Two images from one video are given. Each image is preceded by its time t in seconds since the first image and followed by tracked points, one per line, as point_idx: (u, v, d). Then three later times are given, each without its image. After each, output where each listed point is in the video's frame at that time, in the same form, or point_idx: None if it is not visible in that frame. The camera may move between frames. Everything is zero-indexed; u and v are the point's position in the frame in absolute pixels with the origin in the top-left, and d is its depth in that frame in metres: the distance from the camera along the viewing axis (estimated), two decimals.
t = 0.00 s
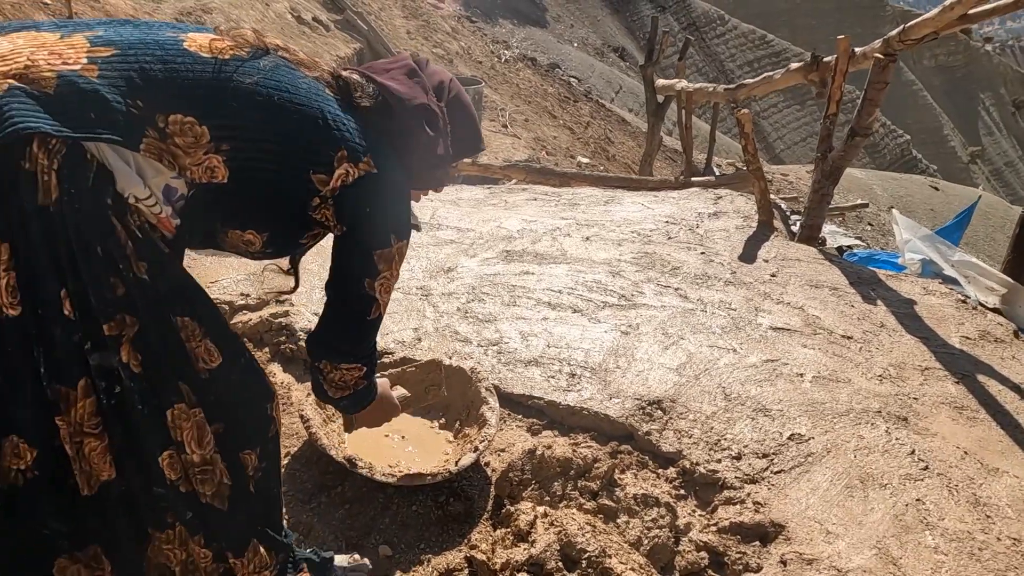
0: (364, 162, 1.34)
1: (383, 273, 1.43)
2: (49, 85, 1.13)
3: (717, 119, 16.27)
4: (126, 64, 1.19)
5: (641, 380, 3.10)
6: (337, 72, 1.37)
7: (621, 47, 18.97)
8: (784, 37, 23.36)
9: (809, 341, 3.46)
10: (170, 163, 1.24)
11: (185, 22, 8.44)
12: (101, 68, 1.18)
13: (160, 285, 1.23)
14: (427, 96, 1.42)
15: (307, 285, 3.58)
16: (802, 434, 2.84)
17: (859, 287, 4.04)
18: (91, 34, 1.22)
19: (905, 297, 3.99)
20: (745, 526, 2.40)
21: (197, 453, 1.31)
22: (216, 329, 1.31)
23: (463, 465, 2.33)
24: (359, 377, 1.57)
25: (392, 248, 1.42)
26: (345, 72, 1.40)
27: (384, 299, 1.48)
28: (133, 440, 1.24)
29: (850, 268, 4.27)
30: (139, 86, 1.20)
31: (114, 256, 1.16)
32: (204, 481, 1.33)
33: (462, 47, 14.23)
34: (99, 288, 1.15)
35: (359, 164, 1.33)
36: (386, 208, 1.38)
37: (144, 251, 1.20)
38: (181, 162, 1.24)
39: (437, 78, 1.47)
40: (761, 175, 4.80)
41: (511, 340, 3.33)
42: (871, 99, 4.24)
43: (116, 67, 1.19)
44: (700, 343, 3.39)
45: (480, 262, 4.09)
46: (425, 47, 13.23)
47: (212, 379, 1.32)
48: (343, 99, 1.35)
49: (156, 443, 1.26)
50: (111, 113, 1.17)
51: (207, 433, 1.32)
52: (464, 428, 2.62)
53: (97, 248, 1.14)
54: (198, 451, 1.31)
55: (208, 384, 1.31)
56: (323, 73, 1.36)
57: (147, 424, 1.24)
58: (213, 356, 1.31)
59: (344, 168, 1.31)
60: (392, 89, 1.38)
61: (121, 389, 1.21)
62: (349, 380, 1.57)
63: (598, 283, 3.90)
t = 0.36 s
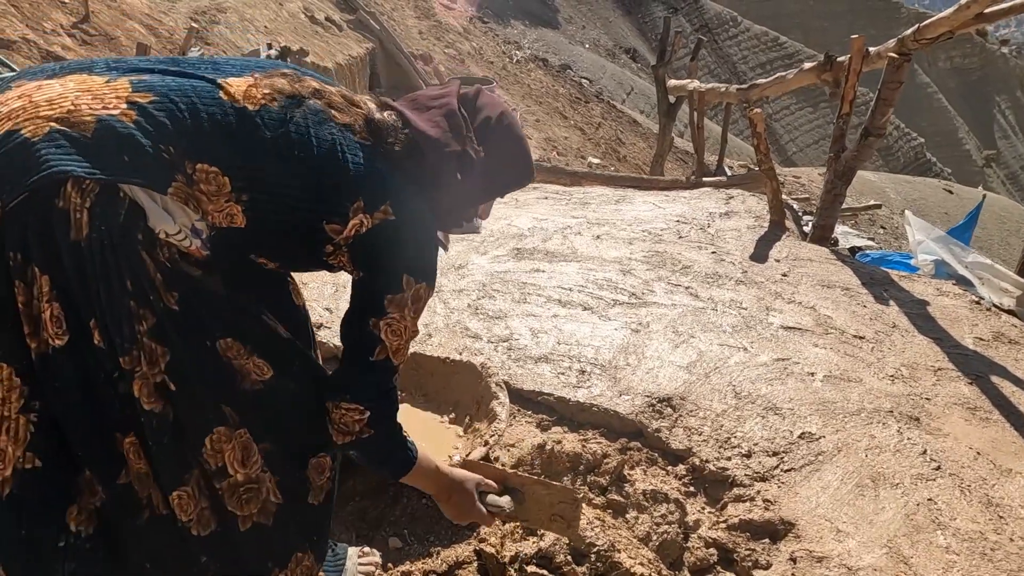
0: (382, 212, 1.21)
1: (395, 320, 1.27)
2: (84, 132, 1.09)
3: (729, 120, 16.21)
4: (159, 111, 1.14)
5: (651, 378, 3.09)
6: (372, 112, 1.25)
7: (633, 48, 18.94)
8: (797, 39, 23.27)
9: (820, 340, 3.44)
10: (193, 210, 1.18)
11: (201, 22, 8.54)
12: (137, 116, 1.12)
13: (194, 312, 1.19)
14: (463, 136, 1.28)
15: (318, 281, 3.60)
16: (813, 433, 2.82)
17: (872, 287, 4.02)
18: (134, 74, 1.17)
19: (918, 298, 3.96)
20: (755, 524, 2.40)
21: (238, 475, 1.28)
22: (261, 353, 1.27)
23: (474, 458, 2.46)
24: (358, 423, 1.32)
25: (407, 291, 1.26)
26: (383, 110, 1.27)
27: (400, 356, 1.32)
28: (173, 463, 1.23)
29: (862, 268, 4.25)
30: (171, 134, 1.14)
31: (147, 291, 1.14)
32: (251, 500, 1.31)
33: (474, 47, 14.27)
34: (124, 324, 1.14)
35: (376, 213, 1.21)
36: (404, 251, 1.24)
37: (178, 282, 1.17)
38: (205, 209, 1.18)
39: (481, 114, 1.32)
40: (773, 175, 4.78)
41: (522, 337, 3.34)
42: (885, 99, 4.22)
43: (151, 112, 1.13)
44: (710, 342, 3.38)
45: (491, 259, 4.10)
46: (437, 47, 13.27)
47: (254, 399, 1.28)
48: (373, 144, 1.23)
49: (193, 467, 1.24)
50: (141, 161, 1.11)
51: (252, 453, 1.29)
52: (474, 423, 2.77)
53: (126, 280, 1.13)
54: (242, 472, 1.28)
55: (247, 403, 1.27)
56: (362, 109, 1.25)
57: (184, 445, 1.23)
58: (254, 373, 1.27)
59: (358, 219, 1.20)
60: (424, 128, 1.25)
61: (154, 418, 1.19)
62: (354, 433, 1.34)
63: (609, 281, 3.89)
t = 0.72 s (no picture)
0: (397, 321, 1.44)
1: (431, 400, 1.45)
2: (152, 326, 1.34)
3: (739, 121, 16.19)
4: (206, 292, 1.38)
5: (664, 377, 3.10)
6: (380, 242, 1.46)
7: (643, 48, 18.94)
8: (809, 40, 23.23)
9: (833, 341, 3.45)
10: (244, 359, 1.39)
11: (216, 20, 8.63)
12: (190, 298, 1.37)
13: (252, 426, 1.45)
14: (464, 253, 1.46)
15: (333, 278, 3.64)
16: (826, 433, 2.83)
17: (884, 289, 4.02)
18: (190, 266, 1.44)
19: (932, 300, 3.96)
20: (767, 522, 2.42)
21: (330, 521, 1.56)
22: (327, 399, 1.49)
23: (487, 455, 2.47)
24: (412, 482, 1.47)
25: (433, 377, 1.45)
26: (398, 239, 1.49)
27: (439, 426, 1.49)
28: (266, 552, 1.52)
29: (875, 270, 4.25)
30: (214, 306, 1.37)
31: (211, 432, 1.42)
32: (352, 538, 1.60)
33: (485, 47, 14.31)
34: (195, 462, 1.41)
35: (393, 324, 1.44)
36: (427, 351, 1.46)
37: (233, 416, 1.43)
38: (253, 355, 1.39)
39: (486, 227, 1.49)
40: (785, 176, 4.78)
41: (535, 335, 3.36)
42: (899, 101, 4.22)
43: (200, 294, 1.38)
44: (723, 342, 3.39)
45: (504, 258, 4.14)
46: (448, 47, 13.32)
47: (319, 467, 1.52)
48: (385, 268, 1.45)
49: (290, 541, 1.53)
50: (201, 333, 1.35)
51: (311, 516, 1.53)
52: (488, 421, 2.82)
53: (193, 429, 1.40)
54: (332, 518, 1.56)
55: (312, 468, 1.51)
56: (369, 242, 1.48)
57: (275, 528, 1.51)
58: (322, 449, 1.51)
59: (379, 333, 1.43)
60: (426, 251, 1.45)
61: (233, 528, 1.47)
62: (406, 494, 1.50)
63: (621, 281, 3.91)
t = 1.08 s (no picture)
0: (400, 351, 1.54)
1: (469, 410, 1.58)
2: (190, 438, 1.54)
3: (747, 120, 16.13)
4: (223, 394, 1.54)
5: (667, 376, 3.09)
6: (361, 283, 1.55)
7: (650, 46, 18.88)
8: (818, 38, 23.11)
9: (838, 340, 3.43)
10: (277, 439, 1.56)
11: (223, 16, 8.64)
12: (214, 404, 1.54)
13: (299, 490, 1.61)
14: (442, 267, 1.50)
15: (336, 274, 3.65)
16: (829, 433, 2.81)
17: (890, 289, 3.99)
18: (208, 362, 1.60)
19: (938, 300, 3.93)
20: (769, 522, 2.40)
21: (395, 540, 1.71)
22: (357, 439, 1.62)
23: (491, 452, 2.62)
24: (493, 478, 1.68)
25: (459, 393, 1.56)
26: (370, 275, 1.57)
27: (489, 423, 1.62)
28: None
29: (881, 270, 4.22)
30: (236, 404, 1.53)
31: (266, 508, 1.60)
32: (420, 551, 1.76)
33: (491, 45, 14.30)
34: (254, 539, 1.60)
35: (395, 357, 1.54)
36: (440, 375, 1.55)
37: (281, 486, 1.60)
38: (286, 431, 1.55)
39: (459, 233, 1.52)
40: (791, 175, 4.76)
41: (538, 332, 3.35)
42: (907, 99, 4.19)
43: (219, 396, 1.54)
44: (727, 341, 3.37)
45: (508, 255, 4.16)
46: (454, 43, 13.31)
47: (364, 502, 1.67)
48: (374, 309, 1.54)
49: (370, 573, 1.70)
50: (233, 433, 1.53)
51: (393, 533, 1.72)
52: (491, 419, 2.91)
53: (251, 512, 1.60)
54: (398, 538, 1.72)
55: (363, 502, 1.66)
56: (349, 285, 1.56)
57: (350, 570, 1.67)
58: (362, 482, 1.65)
59: (387, 370, 1.54)
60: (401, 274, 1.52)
61: None
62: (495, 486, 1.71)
63: (625, 278, 3.89)
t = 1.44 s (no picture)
0: (388, 349, 1.53)
1: (485, 376, 1.62)
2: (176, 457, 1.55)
3: (756, 116, 16.04)
4: (201, 411, 1.53)
5: (672, 369, 3.07)
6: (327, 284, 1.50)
7: (659, 41, 18.80)
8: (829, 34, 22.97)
9: (846, 335, 3.39)
10: (263, 445, 1.58)
11: (231, 9, 8.63)
12: (194, 422, 1.53)
13: (289, 490, 1.63)
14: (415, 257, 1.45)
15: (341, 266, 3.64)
16: (837, 428, 2.79)
17: (900, 284, 3.95)
18: (184, 375, 1.58)
19: (949, 296, 3.89)
20: (775, 516, 2.37)
21: (390, 526, 1.72)
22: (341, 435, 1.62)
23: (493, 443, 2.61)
24: (541, 412, 1.75)
25: (468, 367, 1.59)
26: (334, 270, 1.52)
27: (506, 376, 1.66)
28: None
29: (891, 265, 4.18)
30: (217, 419, 1.53)
31: (258, 514, 1.63)
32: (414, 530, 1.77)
33: (500, 40, 14.25)
34: (249, 544, 1.64)
35: (382, 355, 1.54)
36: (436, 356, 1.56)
37: (271, 489, 1.62)
38: (271, 436, 1.57)
39: (427, 217, 1.44)
40: (800, 169, 4.72)
41: (543, 325, 3.34)
42: (919, 92, 4.14)
43: (198, 413, 1.53)
44: (734, 335, 3.35)
45: (514, 248, 4.14)
46: (463, 38, 13.29)
47: (352, 495, 1.67)
48: (347, 307, 1.51)
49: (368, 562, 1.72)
50: (218, 448, 1.55)
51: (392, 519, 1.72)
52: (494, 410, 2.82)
53: (244, 521, 1.64)
54: (393, 522, 1.72)
55: (353, 494, 1.66)
56: (315, 286, 1.51)
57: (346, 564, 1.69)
58: (348, 471, 1.65)
59: (374, 368, 1.55)
60: (367, 266, 1.47)
61: None
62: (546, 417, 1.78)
63: (632, 272, 3.87)
